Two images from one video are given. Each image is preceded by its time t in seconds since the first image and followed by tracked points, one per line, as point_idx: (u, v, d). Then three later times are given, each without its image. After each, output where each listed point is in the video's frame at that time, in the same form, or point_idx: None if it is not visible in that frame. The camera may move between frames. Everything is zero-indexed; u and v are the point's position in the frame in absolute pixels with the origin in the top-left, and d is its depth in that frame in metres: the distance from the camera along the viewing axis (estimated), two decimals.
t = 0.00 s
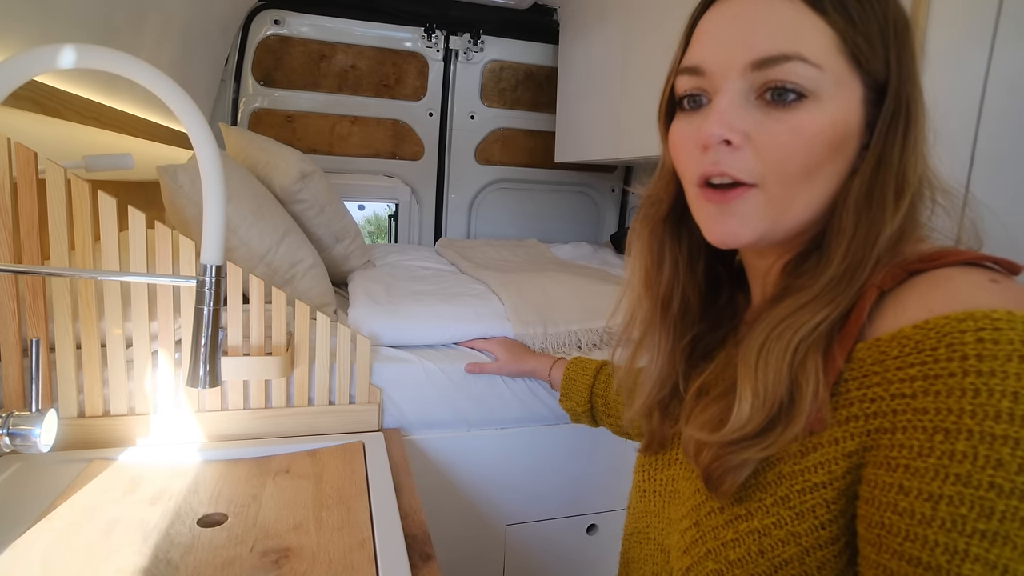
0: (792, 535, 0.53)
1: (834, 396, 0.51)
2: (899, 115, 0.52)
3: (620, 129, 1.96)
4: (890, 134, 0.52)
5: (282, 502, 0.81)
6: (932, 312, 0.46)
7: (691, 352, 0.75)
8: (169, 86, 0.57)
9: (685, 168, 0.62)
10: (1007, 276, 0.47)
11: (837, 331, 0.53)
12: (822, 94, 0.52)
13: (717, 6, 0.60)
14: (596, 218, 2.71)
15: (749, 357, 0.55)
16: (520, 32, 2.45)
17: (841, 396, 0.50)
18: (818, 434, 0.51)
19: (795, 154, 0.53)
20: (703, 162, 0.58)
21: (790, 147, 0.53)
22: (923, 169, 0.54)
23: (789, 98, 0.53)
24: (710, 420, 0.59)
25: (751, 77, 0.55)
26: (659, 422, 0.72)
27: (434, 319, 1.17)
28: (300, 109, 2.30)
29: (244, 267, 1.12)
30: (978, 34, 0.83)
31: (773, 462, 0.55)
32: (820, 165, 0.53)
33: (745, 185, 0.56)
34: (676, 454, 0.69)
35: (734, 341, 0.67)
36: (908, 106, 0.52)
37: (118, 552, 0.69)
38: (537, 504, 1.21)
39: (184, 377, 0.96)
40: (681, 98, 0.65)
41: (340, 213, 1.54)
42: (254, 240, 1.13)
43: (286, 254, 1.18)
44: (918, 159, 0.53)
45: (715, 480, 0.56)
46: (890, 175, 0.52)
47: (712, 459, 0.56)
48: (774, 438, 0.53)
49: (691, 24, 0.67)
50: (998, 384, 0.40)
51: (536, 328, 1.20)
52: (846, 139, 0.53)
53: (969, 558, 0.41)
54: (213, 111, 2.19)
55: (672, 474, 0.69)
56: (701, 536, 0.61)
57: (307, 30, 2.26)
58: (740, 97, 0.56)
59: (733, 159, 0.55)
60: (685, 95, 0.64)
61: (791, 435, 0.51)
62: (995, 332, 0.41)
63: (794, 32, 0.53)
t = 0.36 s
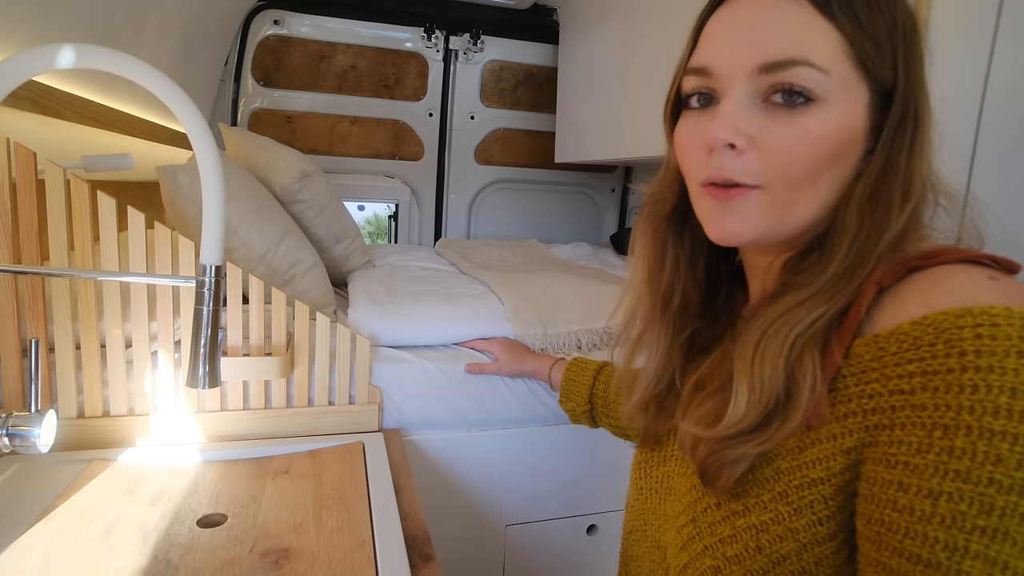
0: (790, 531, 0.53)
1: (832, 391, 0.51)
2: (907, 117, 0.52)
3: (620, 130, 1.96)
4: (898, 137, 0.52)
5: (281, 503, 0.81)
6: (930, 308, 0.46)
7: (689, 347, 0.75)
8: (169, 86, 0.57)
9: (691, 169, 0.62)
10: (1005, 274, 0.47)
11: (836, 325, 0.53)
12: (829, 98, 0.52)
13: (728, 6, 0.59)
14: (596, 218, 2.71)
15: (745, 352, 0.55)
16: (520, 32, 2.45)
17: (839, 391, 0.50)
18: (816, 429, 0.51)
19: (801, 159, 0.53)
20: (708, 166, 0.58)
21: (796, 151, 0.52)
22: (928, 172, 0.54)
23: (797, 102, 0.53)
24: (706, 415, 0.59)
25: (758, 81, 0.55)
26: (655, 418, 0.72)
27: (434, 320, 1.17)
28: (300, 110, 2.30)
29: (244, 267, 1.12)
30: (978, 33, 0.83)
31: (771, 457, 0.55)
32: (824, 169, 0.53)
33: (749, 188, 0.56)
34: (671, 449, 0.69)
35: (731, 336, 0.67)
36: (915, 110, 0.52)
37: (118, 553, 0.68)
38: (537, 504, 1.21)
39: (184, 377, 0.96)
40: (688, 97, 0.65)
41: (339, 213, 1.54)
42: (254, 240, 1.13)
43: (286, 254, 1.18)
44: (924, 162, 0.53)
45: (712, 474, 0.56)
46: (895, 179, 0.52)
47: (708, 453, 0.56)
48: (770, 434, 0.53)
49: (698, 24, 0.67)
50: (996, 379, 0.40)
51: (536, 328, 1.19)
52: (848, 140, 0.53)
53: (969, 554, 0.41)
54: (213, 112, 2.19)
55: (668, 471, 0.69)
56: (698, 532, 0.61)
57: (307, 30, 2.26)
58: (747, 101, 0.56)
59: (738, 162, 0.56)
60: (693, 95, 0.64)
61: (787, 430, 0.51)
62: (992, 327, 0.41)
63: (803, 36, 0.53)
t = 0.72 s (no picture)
0: (786, 531, 0.53)
1: (828, 390, 0.51)
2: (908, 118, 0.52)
3: (620, 130, 1.96)
4: (897, 137, 0.52)
5: (281, 502, 0.81)
6: (922, 304, 0.46)
7: (686, 347, 0.75)
8: (170, 87, 0.57)
9: (686, 165, 0.63)
10: (998, 271, 0.46)
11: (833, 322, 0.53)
12: (822, 99, 0.52)
13: (727, 7, 0.60)
14: (596, 218, 2.71)
15: (741, 353, 0.55)
16: (520, 32, 2.45)
17: (834, 390, 0.50)
18: (812, 430, 0.51)
19: (795, 159, 0.53)
20: (702, 160, 0.59)
21: (788, 151, 0.53)
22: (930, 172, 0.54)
23: (789, 101, 0.53)
24: (703, 415, 0.59)
25: (751, 80, 0.56)
26: (651, 416, 0.72)
27: (434, 320, 1.17)
28: (300, 110, 2.30)
29: (244, 267, 1.12)
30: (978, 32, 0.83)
31: (767, 457, 0.55)
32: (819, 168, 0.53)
33: (744, 183, 0.56)
34: (668, 449, 0.69)
35: (729, 336, 0.67)
36: (916, 110, 0.52)
37: (118, 553, 0.69)
38: (536, 504, 1.21)
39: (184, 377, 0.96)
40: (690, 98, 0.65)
41: (339, 213, 1.54)
42: (254, 240, 1.13)
43: (286, 254, 1.18)
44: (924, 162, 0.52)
45: (708, 474, 0.56)
46: (892, 179, 0.52)
47: (704, 454, 0.56)
48: (765, 435, 0.53)
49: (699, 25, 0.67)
50: (988, 374, 0.40)
51: (536, 328, 1.19)
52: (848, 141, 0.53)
53: (963, 551, 0.41)
54: (213, 111, 2.19)
55: (665, 471, 0.69)
56: (694, 533, 0.61)
57: (307, 30, 2.26)
58: (739, 99, 0.56)
59: (733, 158, 0.56)
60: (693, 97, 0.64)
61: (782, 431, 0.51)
62: (983, 323, 0.41)
63: (796, 36, 0.53)
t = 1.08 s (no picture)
0: (791, 535, 0.53)
1: (832, 396, 0.51)
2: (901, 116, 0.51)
3: (620, 130, 1.96)
4: (890, 133, 0.51)
5: (281, 503, 0.81)
6: (930, 312, 0.46)
7: (691, 348, 0.74)
8: (169, 87, 0.57)
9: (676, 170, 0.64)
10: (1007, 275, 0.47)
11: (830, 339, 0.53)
12: (792, 98, 0.52)
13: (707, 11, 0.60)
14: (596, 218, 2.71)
15: (741, 364, 0.55)
16: (520, 32, 2.45)
17: (839, 397, 0.50)
18: (815, 435, 0.51)
19: (766, 162, 0.54)
20: (684, 167, 0.61)
21: (758, 152, 0.54)
22: (927, 168, 0.52)
23: (759, 103, 0.54)
24: (704, 422, 0.59)
25: (723, 84, 0.57)
26: (655, 417, 0.73)
27: (434, 320, 1.17)
28: (300, 110, 2.30)
29: (244, 267, 1.12)
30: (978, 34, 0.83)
31: (772, 463, 0.54)
32: (795, 168, 0.53)
33: (720, 187, 0.58)
34: (670, 451, 0.70)
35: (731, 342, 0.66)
36: (920, 105, 0.51)
37: (118, 553, 0.69)
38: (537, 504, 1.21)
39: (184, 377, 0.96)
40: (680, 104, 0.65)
41: (339, 213, 1.54)
42: (254, 240, 1.13)
43: (286, 254, 1.18)
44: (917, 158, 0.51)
45: (710, 482, 0.56)
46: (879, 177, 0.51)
47: (706, 465, 0.56)
48: (767, 443, 0.53)
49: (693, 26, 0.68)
50: (998, 383, 0.40)
51: (536, 328, 1.19)
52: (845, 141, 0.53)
53: (975, 560, 0.41)
54: (212, 111, 2.19)
55: (667, 473, 0.69)
56: (698, 536, 0.61)
57: (307, 30, 2.26)
58: (714, 103, 0.58)
59: (706, 163, 0.58)
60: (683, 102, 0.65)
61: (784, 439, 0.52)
62: (993, 331, 0.41)
63: (762, 37, 0.53)
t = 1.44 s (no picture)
0: (788, 535, 0.53)
1: (830, 394, 0.51)
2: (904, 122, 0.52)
3: (620, 130, 1.96)
4: (899, 140, 0.52)
5: (281, 503, 0.81)
6: (925, 313, 0.46)
7: (689, 350, 0.75)
8: (168, 88, 0.57)
9: (690, 181, 0.62)
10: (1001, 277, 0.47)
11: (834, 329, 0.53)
12: (827, 112, 0.52)
13: (721, 18, 0.59)
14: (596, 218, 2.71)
15: (745, 355, 0.55)
16: (520, 32, 2.45)
17: (837, 396, 0.50)
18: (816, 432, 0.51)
19: (804, 174, 0.53)
20: (709, 182, 0.58)
21: (800, 167, 0.52)
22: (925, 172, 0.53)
23: (796, 116, 0.53)
24: (705, 418, 0.59)
25: (755, 96, 0.55)
26: (654, 419, 0.72)
27: (434, 320, 1.17)
28: (299, 110, 2.30)
29: (244, 267, 1.12)
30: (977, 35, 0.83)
31: (769, 461, 0.54)
32: (826, 181, 0.53)
33: (752, 202, 0.56)
34: (669, 452, 0.69)
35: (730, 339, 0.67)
36: (917, 110, 0.52)
37: (118, 553, 0.69)
38: (536, 504, 1.21)
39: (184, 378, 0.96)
40: (686, 108, 0.65)
41: (339, 213, 1.54)
42: (254, 241, 1.13)
43: (286, 254, 1.18)
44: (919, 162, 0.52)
45: (710, 476, 0.56)
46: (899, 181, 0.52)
47: (708, 455, 0.56)
48: (771, 437, 0.52)
49: (692, 31, 0.67)
50: (992, 384, 0.40)
51: (536, 328, 1.19)
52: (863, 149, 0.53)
53: (967, 558, 0.41)
54: (212, 111, 2.19)
55: (665, 474, 0.69)
56: (696, 536, 0.61)
57: (307, 30, 2.26)
58: (745, 116, 0.56)
59: (739, 178, 0.55)
60: (691, 106, 0.64)
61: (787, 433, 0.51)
62: (987, 332, 0.41)
63: (798, 49, 0.52)
